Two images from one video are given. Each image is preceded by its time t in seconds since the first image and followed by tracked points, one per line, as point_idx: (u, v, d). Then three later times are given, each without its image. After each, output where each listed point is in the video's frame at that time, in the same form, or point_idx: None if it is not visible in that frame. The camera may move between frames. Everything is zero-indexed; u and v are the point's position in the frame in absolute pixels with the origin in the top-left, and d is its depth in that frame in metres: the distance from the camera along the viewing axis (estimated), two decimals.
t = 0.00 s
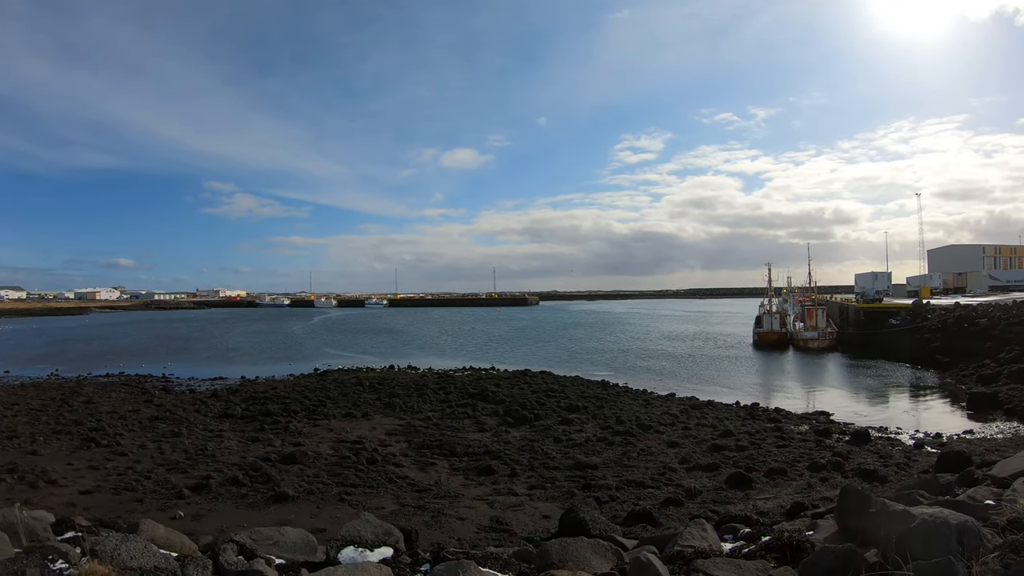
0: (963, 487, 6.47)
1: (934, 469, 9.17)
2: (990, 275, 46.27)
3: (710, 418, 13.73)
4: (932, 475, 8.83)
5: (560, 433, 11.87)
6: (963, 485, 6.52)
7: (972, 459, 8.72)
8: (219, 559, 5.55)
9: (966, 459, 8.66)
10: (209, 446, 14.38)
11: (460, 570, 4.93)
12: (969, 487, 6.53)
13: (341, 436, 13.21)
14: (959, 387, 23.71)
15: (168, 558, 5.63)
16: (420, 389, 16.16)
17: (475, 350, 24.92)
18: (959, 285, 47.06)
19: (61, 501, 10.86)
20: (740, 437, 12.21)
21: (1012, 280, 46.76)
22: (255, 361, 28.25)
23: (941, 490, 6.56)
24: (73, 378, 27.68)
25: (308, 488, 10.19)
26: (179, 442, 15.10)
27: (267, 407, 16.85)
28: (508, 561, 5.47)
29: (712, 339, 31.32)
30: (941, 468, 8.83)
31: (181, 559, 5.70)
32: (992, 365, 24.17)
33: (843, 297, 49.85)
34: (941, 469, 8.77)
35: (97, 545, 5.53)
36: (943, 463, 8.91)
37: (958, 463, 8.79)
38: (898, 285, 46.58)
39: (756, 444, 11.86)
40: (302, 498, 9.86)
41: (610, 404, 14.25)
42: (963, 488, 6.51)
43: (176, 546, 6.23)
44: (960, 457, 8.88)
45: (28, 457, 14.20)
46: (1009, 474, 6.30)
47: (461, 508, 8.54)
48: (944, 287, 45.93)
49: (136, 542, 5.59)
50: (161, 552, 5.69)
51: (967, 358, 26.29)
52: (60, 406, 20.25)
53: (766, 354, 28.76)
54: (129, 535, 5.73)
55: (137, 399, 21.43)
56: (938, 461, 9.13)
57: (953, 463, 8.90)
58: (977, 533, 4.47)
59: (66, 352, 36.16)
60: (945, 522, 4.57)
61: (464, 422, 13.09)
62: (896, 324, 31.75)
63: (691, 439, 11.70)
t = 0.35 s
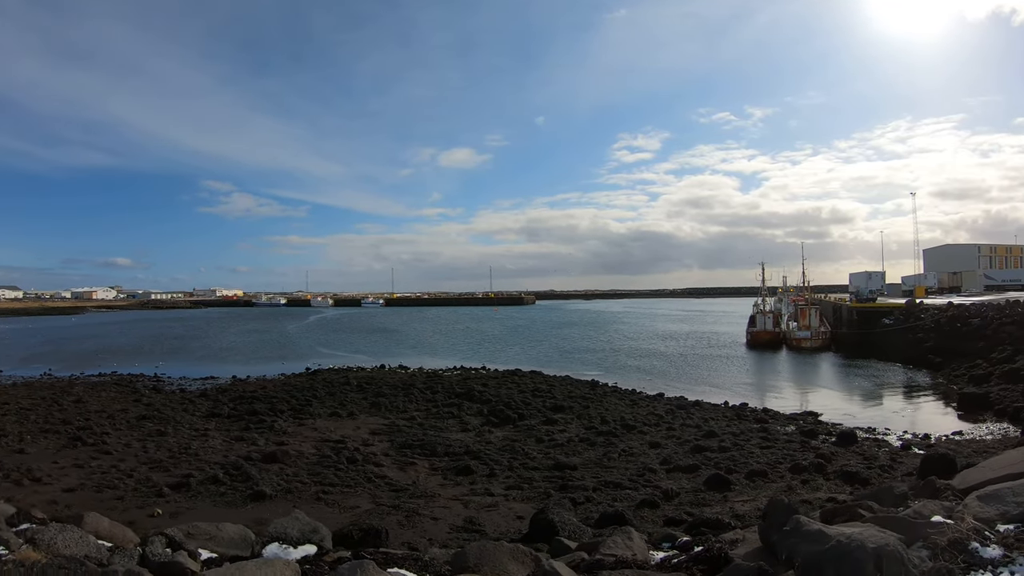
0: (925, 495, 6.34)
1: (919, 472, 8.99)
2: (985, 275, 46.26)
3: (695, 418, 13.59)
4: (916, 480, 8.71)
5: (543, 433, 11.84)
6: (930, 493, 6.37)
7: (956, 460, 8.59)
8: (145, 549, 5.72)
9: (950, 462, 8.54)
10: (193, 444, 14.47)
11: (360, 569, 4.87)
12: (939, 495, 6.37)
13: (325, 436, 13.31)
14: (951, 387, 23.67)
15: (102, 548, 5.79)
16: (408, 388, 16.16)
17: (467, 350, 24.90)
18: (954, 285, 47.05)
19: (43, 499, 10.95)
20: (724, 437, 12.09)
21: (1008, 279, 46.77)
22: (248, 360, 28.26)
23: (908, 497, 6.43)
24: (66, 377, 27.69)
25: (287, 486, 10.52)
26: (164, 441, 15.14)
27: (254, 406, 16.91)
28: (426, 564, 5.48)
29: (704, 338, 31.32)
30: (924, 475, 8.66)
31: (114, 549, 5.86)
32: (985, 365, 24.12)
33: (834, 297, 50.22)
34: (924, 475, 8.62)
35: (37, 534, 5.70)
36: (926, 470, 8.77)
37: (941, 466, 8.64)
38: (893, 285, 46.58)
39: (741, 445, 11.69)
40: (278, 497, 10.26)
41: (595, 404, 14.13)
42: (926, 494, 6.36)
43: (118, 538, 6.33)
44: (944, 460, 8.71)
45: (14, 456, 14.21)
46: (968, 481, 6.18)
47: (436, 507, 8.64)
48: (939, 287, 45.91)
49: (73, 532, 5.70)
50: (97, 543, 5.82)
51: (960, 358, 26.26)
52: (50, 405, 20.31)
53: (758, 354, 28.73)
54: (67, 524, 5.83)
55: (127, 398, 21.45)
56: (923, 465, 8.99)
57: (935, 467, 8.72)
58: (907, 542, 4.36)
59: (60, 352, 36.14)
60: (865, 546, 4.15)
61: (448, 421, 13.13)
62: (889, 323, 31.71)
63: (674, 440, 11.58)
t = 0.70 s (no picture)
0: (869, 503, 6.38)
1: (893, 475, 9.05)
2: (970, 274, 46.63)
3: (673, 418, 13.51)
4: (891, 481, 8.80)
5: (517, 433, 11.79)
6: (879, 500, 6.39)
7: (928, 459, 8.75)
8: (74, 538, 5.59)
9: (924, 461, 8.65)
10: (169, 443, 14.37)
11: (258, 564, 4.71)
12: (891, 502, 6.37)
13: (301, 434, 13.27)
14: (934, 387, 23.77)
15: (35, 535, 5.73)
16: (387, 388, 16.11)
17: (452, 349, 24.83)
18: (939, 284, 47.41)
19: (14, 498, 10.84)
20: (699, 437, 11.96)
21: (993, 279, 47.13)
22: (233, 360, 28.05)
23: (857, 504, 6.41)
24: (48, 377, 27.41)
25: (257, 485, 10.60)
26: (141, 440, 15.02)
27: (233, 405, 16.81)
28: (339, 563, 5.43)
29: (689, 337, 31.40)
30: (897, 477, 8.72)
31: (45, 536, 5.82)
32: (967, 365, 24.25)
33: (821, 297, 50.39)
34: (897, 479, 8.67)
35: None
36: (899, 469, 8.92)
37: (913, 466, 8.73)
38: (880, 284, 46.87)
39: (716, 445, 11.58)
40: (249, 495, 10.31)
41: (573, 404, 14.06)
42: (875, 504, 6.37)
43: (58, 528, 6.31)
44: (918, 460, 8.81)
45: None
46: (910, 487, 6.20)
47: (403, 507, 8.67)
48: (925, 286, 46.21)
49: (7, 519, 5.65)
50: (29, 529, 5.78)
51: (943, 357, 26.41)
52: (30, 404, 20.11)
53: (743, 353, 28.81)
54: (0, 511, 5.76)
55: (108, 398, 21.26)
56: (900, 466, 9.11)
57: (907, 467, 8.88)
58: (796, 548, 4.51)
59: (44, 352, 35.78)
60: (750, 565, 4.10)
61: (424, 421, 13.10)
62: (873, 323, 31.89)
63: (648, 440, 11.48)
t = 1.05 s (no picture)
0: (814, 509, 6.39)
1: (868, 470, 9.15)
2: (957, 273, 46.96)
3: (650, 418, 13.41)
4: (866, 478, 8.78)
5: (492, 432, 11.74)
6: (823, 506, 6.38)
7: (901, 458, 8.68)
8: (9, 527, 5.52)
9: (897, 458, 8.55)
10: (146, 442, 14.23)
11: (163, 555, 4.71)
12: (837, 509, 6.34)
13: (277, 433, 13.17)
14: (917, 386, 23.85)
15: None
16: (367, 387, 16.03)
17: (437, 348, 24.76)
18: (925, 284, 47.75)
19: None
20: (675, 437, 11.84)
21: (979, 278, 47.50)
22: (217, 359, 27.83)
23: (801, 510, 6.41)
24: (30, 377, 27.08)
25: (228, 483, 10.55)
26: (118, 438, 14.87)
27: (212, 404, 16.62)
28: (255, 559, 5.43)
29: (676, 336, 31.47)
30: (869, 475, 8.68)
31: None
32: (951, 364, 24.37)
33: (808, 296, 50.65)
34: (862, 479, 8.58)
35: None
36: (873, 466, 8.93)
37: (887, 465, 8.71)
38: (867, 284, 47.15)
39: (691, 445, 11.46)
40: (220, 493, 10.27)
41: (551, 404, 14.00)
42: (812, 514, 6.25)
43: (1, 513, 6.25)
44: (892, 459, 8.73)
45: None
46: (854, 495, 6.20)
47: (370, 505, 8.63)
48: (912, 286, 46.49)
49: None
50: None
51: (927, 357, 26.50)
52: (9, 403, 19.88)
53: (729, 353, 28.88)
54: None
55: (89, 396, 21.02)
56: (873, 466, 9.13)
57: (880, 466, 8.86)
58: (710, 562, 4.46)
59: (27, 351, 35.40)
60: None
61: (401, 421, 13.03)
62: (858, 322, 32.05)
63: (623, 440, 11.39)
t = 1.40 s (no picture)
0: (756, 516, 6.47)
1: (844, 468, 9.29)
2: (945, 273, 47.33)
3: (630, 418, 13.36)
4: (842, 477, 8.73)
5: (469, 432, 11.72)
6: (763, 513, 6.49)
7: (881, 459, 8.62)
8: None
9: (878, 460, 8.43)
10: (125, 441, 14.12)
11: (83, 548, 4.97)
12: (777, 516, 6.43)
13: (255, 433, 13.11)
14: (904, 386, 23.88)
15: None
16: (348, 387, 15.98)
17: (423, 348, 24.71)
18: (914, 284, 48.03)
19: None
20: (652, 437, 11.73)
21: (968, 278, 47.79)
22: (204, 359, 27.63)
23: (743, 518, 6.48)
24: (14, 377, 26.76)
25: (202, 481, 10.53)
26: (98, 438, 14.72)
27: (192, 404, 16.47)
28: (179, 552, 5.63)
29: (663, 336, 31.52)
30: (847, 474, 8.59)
31: None
32: (936, 364, 24.47)
33: (798, 296, 50.83)
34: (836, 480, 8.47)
35: None
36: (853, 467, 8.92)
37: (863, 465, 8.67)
38: (856, 284, 47.35)
39: (668, 445, 11.37)
40: (193, 492, 10.26)
41: (531, 403, 13.98)
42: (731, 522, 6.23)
43: None
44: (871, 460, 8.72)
45: None
46: (793, 503, 6.28)
47: (341, 504, 8.66)
48: (901, 286, 46.73)
49: None
50: None
51: (913, 356, 26.62)
52: None
53: (717, 352, 28.91)
54: None
55: (73, 396, 20.81)
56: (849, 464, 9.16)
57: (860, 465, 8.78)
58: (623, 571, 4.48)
59: (13, 351, 35.01)
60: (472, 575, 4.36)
61: (380, 420, 13.01)
62: (845, 322, 32.21)
63: (600, 439, 11.32)
